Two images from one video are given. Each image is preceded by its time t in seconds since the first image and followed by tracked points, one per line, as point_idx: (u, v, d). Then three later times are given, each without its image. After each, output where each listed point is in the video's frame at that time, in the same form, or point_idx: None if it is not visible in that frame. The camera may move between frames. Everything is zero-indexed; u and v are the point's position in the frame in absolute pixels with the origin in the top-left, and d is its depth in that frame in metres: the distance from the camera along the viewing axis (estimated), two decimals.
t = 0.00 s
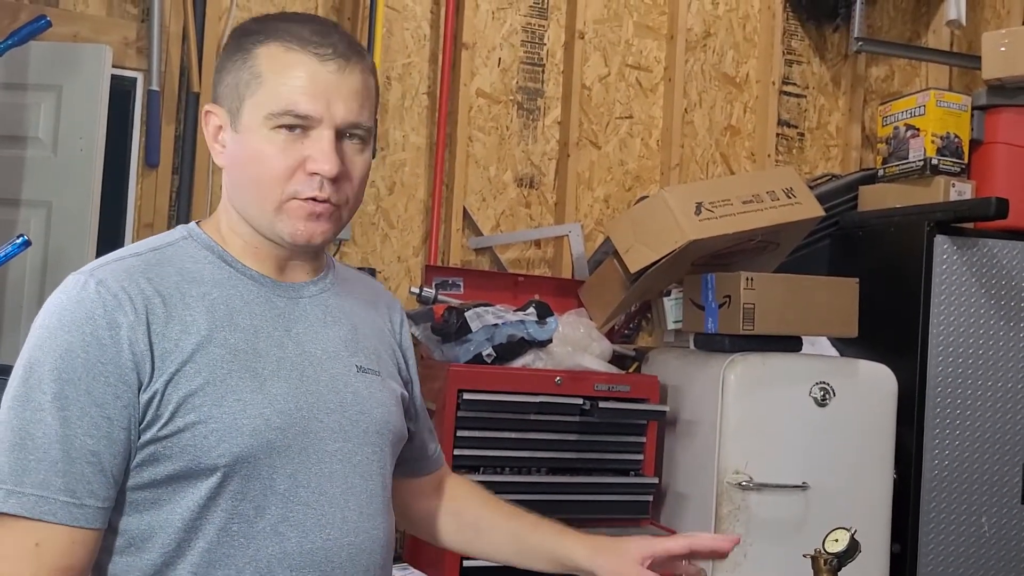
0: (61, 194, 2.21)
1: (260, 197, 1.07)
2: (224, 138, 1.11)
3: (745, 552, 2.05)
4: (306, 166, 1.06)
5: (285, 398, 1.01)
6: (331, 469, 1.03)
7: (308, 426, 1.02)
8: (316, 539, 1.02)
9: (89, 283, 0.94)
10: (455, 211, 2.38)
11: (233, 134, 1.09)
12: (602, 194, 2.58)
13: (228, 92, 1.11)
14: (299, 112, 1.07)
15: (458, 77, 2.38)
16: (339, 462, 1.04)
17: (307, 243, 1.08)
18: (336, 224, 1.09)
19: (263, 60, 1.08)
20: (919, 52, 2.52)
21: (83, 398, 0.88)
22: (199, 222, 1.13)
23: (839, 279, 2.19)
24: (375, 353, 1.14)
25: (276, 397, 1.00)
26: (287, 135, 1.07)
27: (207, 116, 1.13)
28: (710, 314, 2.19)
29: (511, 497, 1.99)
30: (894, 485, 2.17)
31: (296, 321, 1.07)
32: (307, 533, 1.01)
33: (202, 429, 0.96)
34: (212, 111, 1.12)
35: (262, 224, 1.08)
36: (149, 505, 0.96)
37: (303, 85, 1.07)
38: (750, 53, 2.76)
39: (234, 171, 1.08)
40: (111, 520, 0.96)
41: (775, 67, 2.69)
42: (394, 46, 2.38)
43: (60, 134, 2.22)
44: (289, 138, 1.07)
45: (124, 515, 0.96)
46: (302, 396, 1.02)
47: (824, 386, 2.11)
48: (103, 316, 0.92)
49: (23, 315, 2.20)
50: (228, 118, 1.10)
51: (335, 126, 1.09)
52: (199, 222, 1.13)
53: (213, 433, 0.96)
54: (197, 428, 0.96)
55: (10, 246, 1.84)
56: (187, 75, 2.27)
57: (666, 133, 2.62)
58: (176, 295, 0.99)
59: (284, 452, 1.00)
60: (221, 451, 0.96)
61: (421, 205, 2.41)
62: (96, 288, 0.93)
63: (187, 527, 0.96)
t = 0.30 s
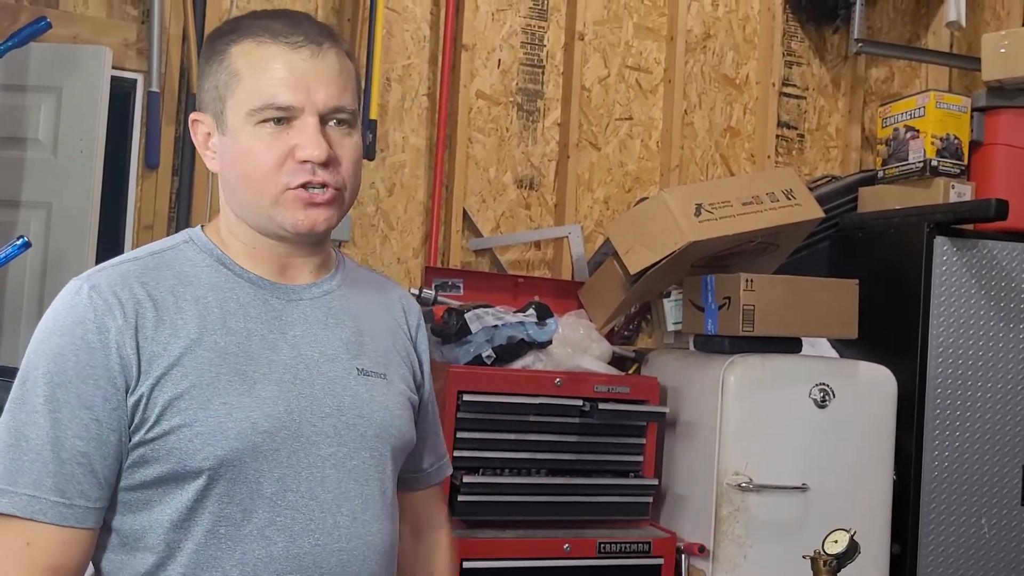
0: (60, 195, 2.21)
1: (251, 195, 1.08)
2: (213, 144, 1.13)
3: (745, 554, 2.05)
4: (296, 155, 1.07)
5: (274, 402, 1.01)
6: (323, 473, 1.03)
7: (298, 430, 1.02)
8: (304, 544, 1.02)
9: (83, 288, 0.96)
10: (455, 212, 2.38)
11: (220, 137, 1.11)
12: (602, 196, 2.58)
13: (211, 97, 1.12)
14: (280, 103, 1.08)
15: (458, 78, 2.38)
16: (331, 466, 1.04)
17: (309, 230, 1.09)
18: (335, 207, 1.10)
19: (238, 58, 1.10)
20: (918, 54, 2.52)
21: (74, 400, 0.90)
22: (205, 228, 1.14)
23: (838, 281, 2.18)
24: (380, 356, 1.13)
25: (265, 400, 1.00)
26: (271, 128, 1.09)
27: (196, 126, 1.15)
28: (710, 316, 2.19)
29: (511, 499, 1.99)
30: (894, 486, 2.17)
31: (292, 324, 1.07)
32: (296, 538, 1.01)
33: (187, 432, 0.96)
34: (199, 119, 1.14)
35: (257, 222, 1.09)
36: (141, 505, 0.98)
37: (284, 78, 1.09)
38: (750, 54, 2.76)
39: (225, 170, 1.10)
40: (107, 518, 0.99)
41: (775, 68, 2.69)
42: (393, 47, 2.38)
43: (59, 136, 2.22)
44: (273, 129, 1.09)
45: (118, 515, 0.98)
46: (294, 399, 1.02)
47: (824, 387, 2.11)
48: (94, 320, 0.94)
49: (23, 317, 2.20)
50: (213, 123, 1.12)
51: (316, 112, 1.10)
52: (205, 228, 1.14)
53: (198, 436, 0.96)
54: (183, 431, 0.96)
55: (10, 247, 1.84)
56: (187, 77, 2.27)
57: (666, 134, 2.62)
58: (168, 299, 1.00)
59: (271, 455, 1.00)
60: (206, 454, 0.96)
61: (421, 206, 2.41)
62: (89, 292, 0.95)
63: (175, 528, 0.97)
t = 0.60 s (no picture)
0: (58, 196, 2.21)
1: (253, 193, 1.08)
2: (215, 141, 1.13)
3: (744, 554, 2.05)
4: (299, 154, 1.08)
5: (266, 403, 1.01)
6: (314, 474, 1.03)
7: (290, 432, 1.01)
8: (294, 545, 1.02)
9: (78, 288, 0.97)
10: (454, 213, 2.37)
11: (221, 136, 1.11)
12: (601, 196, 2.58)
13: (214, 94, 1.12)
14: (287, 102, 1.09)
15: (456, 78, 2.38)
16: (323, 468, 1.03)
17: (309, 232, 1.09)
18: (336, 208, 1.10)
19: (245, 55, 1.10)
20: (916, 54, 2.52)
21: (65, 400, 0.91)
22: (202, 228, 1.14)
23: (838, 281, 2.19)
24: (377, 357, 1.13)
25: (256, 401, 1.00)
26: (275, 126, 1.09)
27: (196, 123, 1.15)
28: (709, 316, 2.19)
29: (510, 499, 1.99)
30: (893, 487, 2.17)
31: (287, 325, 1.07)
32: (285, 540, 1.01)
33: (178, 432, 0.96)
34: (201, 115, 1.14)
35: (256, 222, 1.09)
36: (132, 505, 0.98)
37: (289, 77, 1.09)
38: (749, 54, 2.76)
39: (227, 167, 1.10)
40: (99, 517, 0.99)
41: (774, 68, 2.70)
42: (392, 47, 2.38)
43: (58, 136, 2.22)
44: (278, 128, 1.09)
45: (109, 513, 0.98)
46: (286, 401, 1.02)
47: (824, 387, 2.11)
48: (87, 320, 0.94)
49: (21, 319, 2.20)
50: (217, 120, 1.12)
51: (324, 112, 1.11)
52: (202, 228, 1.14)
53: (188, 436, 0.96)
54: (173, 431, 0.96)
55: (8, 248, 1.83)
56: (186, 77, 2.27)
57: (665, 134, 2.62)
58: (162, 299, 1.01)
59: (261, 456, 1.00)
60: (195, 454, 0.96)
61: (420, 206, 2.41)
62: (84, 292, 0.96)
63: (165, 528, 0.97)
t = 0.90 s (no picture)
0: (53, 193, 2.20)
1: (251, 188, 1.07)
2: (209, 133, 1.12)
3: (741, 551, 2.05)
4: (300, 153, 1.07)
5: (262, 400, 1.01)
6: (311, 471, 1.03)
7: (286, 428, 1.02)
8: (291, 542, 1.02)
9: (69, 283, 0.95)
10: (451, 210, 2.37)
11: (217, 132, 1.10)
12: (598, 193, 2.58)
13: (212, 88, 1.12)
14: (291, 102, 1.08)
15: (453, 75, 2.37)
16: (319, 464, 1.04)
17: (307, 229, 1.09)
18: (332, 207, 1.10)
19: (249, 52, 1.10)
20: (914, 51, 2.52)
21: (60, 397, 0.90)
22: (189, 221, 1.13)
23: (835, 278, 2.19)
24: (368, 353, 1.14)
25: (253, 398, 1.00)
26: (277, 124, 1.08)
27: (190, 114, 1.13)
28: (705, 313, 2.19)
29: (507, 496, 1.99)
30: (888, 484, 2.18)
31: (280, 321, 1.07)
32: (282, 536, 1.01)
33: (175, 430, 0.96)
34: (195, 106, 1.13)
35: (251, 219, 1.09)
36: (127, 503, 0.97)
37: (291, 75, 1.09)
38: (746, 52, 2.76)
39: (221, 163, 1.09)
40: (93, 516, 0.98)
41: (772, 64, 2.70)
42: (389, 44, 2.37)
43: (52, 133, 2.20)
44: (278, 127, 1.08)
45: (104, 512, 0.98)
46: (282, 397, 1.02)
47: (820, 384, 2.11)
48: (81, 316, 0.93)
49: (15, 316, 2.19)
50: (214, 113, 1.11)
51: (326, 114, 1.11)
52: (189, 222, 1.13)
53: (186, 434, 0.96)
54: (170, 428, 0.96)
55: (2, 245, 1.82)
56: (181, 73, 2.25)
57: (662, 132, 2.62)
58: (156, 295, 1.00)
59: (259, 453, 1.00)
60: (194, 452, 0.96)
61: (417, 204, 2.40)
62: (76, 287, 0.95)
63: (162, 527, 0.97)
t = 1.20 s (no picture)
0: (50, 193, 2.20)
1: (251, 188, 1.07)
2: (205, 130, 1.11)
3: (737, 551, 2.05)
4: (302, 155, 1.08)
5: (268, 401, 1.01)
6: (314, 471, 1.04)
7: (290, 429, 1.02)
8: (298, 542, 1.03)
9: (69, 284, 0.95)
10: (447, 210, 2.37)
11: (212, 131, 1.10)
12: (595, 193, 2.58)
13: (211, 85, 1.11)
14: (296, 104, 1.09)
15: (450, 75, 2.38)
16: (322, 464, 1.05)
17: (306, 230, 1.09)
18: (331, 210, 1.11)
19: (251, 51, 1.10)
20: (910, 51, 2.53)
21: (64, 401, 0.90)
22: (179, 220, 1.13)
23: (832, 278, 2.19)
24: (361, 352, 1.15)
25: (258, 399, 1.01)
26: (280, 124, 1.08)
27: (185, 110, 1.13)
28: (702, 312, 2.19)
29: (504, 496, 1.98)
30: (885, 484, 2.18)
31: (279, 321, 1.07)
32: (289, 537, 1.02)
33: (183, 433, 0.96)
34: (190, 103, 1.12)
35: (249, 219, 1.09)
36: (131, 507, 0.97)
37: (295, 76, 1.09)
38: (742, 51, 2.76)
39: (218, 162, 1.09)
40: (96, 522, 0.98)
41: (769, 64, 2.70)
42: (386, 44, 2.37)
43: (48, 132, 2.20)
44: (280, 128, 1.08)
45: (107, 518, 0.97)
46: (286, 398, 1.03)
47: (817, 384, 2.11)
48: (84, 318, 0.93)
49: (11, 316, 2.18)
50: (212, 110, 1.11)
51: (327, 116, 1.11)
52: (179, 220, 1.13)
53: (194, 437, 0.97)
54: (178, 431, 0.96)
55: None
56: (178, 73, 2.25)
57: (658, 132, 2.62)
58: (157, 296, 1.00)
59: (266, 454, 1.00)
60: (203, 455, 0.97)
61: (414, 203, 2.40)
62: (77, 289, 0.95)
63: (167, 531, 0.97)
